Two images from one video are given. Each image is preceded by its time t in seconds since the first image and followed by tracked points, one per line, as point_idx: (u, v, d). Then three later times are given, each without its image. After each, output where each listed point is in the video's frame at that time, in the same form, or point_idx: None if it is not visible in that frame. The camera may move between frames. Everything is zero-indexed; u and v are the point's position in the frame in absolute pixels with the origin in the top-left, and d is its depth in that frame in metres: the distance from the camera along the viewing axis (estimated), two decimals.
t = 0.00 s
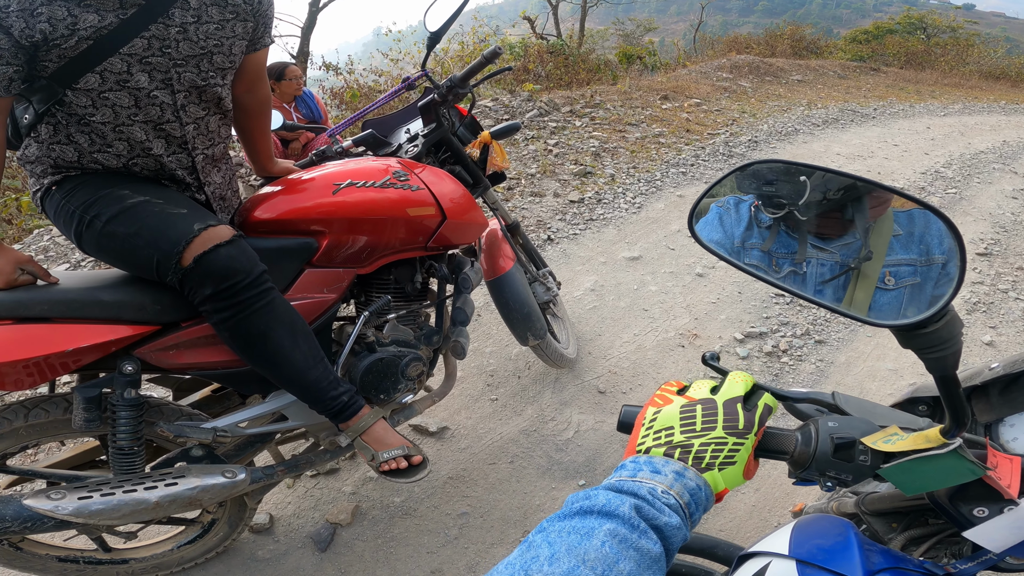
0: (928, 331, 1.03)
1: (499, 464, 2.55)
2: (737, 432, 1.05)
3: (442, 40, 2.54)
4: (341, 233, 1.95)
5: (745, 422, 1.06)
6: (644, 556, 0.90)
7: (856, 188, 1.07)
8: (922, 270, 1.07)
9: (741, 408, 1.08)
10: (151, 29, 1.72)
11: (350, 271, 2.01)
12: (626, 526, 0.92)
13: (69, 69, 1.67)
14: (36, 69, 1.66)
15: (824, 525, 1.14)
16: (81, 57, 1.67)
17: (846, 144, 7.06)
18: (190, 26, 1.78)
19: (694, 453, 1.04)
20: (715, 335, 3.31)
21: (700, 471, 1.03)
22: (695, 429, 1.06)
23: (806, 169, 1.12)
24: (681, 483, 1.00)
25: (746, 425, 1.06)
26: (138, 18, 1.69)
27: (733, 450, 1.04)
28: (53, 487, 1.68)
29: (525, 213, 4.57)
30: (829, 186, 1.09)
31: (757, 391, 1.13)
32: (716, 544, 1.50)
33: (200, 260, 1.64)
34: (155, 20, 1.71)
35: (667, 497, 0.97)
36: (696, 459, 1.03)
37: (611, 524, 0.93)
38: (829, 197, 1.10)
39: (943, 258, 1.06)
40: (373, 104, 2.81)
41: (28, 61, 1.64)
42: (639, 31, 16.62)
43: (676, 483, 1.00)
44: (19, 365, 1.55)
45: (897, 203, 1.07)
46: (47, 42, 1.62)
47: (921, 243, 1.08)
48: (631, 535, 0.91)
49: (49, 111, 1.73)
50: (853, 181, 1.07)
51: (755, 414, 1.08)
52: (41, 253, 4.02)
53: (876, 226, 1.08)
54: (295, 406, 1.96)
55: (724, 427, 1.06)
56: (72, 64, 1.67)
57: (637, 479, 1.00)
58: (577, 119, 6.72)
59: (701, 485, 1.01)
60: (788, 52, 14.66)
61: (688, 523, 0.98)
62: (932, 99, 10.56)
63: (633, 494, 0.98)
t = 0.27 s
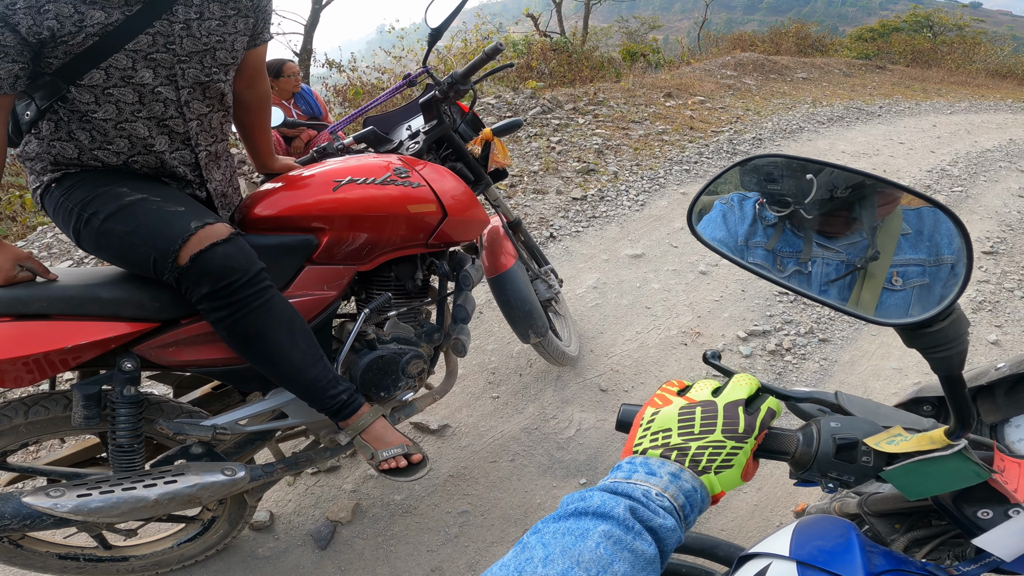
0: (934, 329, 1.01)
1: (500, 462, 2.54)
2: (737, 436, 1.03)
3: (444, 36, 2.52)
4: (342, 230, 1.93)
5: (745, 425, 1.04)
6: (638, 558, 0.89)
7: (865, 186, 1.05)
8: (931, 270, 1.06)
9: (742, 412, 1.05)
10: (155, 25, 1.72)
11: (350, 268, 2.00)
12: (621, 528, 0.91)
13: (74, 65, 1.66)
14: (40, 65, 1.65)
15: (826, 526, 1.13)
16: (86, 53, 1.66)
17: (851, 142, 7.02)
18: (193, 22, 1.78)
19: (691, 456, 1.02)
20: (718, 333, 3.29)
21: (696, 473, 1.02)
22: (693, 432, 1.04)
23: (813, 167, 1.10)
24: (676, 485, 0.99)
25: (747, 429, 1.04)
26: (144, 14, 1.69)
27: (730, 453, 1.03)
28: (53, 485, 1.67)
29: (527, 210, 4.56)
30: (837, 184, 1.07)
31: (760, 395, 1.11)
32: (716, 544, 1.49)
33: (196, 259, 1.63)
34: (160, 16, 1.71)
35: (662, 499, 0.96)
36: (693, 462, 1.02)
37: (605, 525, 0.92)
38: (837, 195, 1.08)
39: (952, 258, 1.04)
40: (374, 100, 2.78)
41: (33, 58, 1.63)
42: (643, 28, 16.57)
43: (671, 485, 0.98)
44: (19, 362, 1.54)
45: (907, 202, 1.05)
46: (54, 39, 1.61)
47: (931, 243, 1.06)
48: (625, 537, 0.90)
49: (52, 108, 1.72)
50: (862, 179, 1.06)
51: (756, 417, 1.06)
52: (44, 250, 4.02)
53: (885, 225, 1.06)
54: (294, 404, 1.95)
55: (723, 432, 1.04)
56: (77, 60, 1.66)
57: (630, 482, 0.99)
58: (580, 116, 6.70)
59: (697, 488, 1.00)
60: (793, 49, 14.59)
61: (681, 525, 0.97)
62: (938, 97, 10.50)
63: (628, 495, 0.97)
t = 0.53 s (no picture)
0: (943, 322, 1.00)
1: (502, 459, 2.53)
2: (742, 432, 1.02)
3: (446, 33, 2.51)
4: (344, 225, 1.92)
5: (750, 421, 1.03)
6: (641, 555, 0.87)
7: (871, 180, 1.03)
8: (938, 265, 1.03)
9: (747, 407, 1.04)
10: (161, 20, 1.70)
11: (352, 263, 1.99)
12: (623, 524, 0.90)
13: (79, 60, 1.64)
14: (45, 60, 1.63)
15: (832, 524, 1.11)
16: (92, 47, 1.64)
17: (855, 140, 6.99)
18: (198, 17, 1.76)
19: (695, 452, 1.01)
20: (722, 330, 3.27)
21: (700, 469, 1.00)
22: (697, 428, 1.03)
23: (819, 161, 1.08)
24: (679, 481, 0.98)
25: (752, 425, 1.03)
26: (149, 9, 1.66)
27: (735, 449, 1.01)
28: (54, 481, 1.66)
29: (530, 207, 4.54)
30: (844, 178, 1.05)
31: (765, 392, 1.10)
32: (720, 543, 1.48)
33: (196, 254, 1.62)
34: (165, 10, 1.69)
35: (665, 496, 0.95)
36: (697, 458, 1.00)
37: (607, 522, 0.91)
38: (842, 190, 1.05)
39: (959, 253, 1.02)
40: (377, 96, 2.76)
41: (38, 53, 1.60)
42: (647, 26, 16.52)
43: (675, 482, 0.97)
44: (20, 357, 1.53)
45: (912, 195, 1.03)
46: (61, 34, 1.58)
47: (938, 237, 1.04)
48: (628, 534, 0.89)
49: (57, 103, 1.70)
50: (869, 173, 1.03)
51: (762, 413, 1.05)
52: (47, 246, 4.02)
53: (890, 220, 1.04)
54: (296, 400, 1.94)
55: (727, 428, 1.02)
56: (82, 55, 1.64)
57: (634, 477, 0.98)
58: (583, 113, 6.67)
59: (701, 483, 0.99)
60: (797, 47, 14.53)
61: (685, 522, 0.95)
62: (943, 95, 10.44)
63: (631, 491, 0.95)
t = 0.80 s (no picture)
0: (964, 314, 0.95)
1: (504, 457, 2.51)
2: (752, 428, 1.00)
3: (450, 28, 2.49)
4: (347, 220, 1.91)
5: (761, 417, 1.01)
6: (648, 553, 0.86)
7: (882, 174, 1.01)
8: (951, 259, 0.99)
9: (758, 403, 1.02)
10: (167, 14, 1.69)
11: (355, 258, 1.97)
12: (629, 521, 0.88)
13: (86, 54, 1.63)
14: (51, 54, 1.62)
15: (841, 522, 1.09)
16: (99, 41, 1.63)
17: (860, 137, 6.95)
18: (204, 11, 1.76)
19: (704, 448, 0.99)
20: (726, 328, 3.24)
21: (709, 466, 0.98)
22: (707, 423, 1.01)
23: (827, 155, 1.05)
24: (687, 478, 0.96)
25: (763, 421, 1.01)
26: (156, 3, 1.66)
27: (745, 446, 1.00)
28: (55, 477, 1.65)
29: (533, 204, 4.52)
30: (853, 173, 1.03)
31: (778, 386, 1.08)
32: (725, 541, 1.46)
33: (198, 248, 1.61)
34: (172, 5, 1.69)
35: (672, 492, 0.93)
36: (705, 454, 0.99)
37: (613, 519, 0.89)
38: (852, 184, 1.03)
39: (972, 246, 0.98)
40: (379, 91, 2.72)
41: (45, 47, 1.59)
42: (651, 23, 16.47)
43: (682, 478, 0.95)
44: (21, 352, 1.51)
45: (922, 186, 1.00)
46: (69, 28, 1.57)
47: (950, 231, 1.00)
48: (634, 531, 0.87)
49: (63, 98, 1.69)
50: (879, 167, 1.01)
51: (775, 409, 1.03)
52: (50, 243, 4.02)
53: (901, 214, 1.02)
54: (298, 396, 1.93)
55: (738, 424, 1.01)
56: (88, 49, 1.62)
57: (640, 473, 0.96)
58: (586, 110, 6.65)
59: (709, 480, 0.97)
60: (801, 45, 14.47)
61: (692, 520, 0.94)
62: (948, 93, 10.37)
63: (637, 488, 0.93)
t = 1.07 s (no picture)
0: (968, 309, 0.94)
1: (505, 456, 2.51)
2: (752, 427, 1.00)
3: (451, 26, 2.48)
4: (348, 217, 1.90)
5: (762, 416, 1.00)
6: (645, 551, 0.85)
7: (886, 173, 0.99)
8: (955, 255, 0.98)
9: (759, 401, 1.02)
10: (179, 15, 1.70)
11: (356, 256, 1.97)
12: (627, 520, 0.87)
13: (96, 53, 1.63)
14: (59, 54, 1.62)
15: (843, 522, 1.08)
16: (110, 42, 1.64)
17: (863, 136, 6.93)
18: (214, 12, 1.78)
19: (703, 446, 0.98)
20: (728, 327, 3.23)
21: (708, 464, 0.98)
22: (706, 422, 1.00)
23: (831, 153, 1.04)
24: (686, 476, 0.95)
25: (763, 420, 1.00)
26: (168, 3, 1.67)
27: (745, 445, 0.99)
28: (55, 476, 1.64)
29: (535, 202, 4.51)
30: (856, 171, 1.01)
31: (782, 384, 1.07)
32: (726, 540, 1.45)
33: (197, 246, 1.60)
34: (183, 5, 1.70)
35: (671, 491, 0.93)
36: (704, 452, 0.98)
37: (610, 518, 0.88)
38: (854, 182, 1.02)
39: (976, 243, 0.97)
40: (382, 89, 2.71)
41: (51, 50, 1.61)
42: (653, 23, 16.46)
43: (681, 477, 0.95)
44: (21, 349, 1.51)
45: (925, 184, 1.00)
46: (83, 29, 1.59)
47: (955, 227, 1.00)
48: (631, 531, 0.86)
49: (68, 96, 1.67)
50: (884, 165, 0.99)
51: (776, 407, 1.02)
52: (53, 241, 4.02)
53: (904, 212, 1.01)
54: (299, 394, 1.92)
55: (738, 422, 1.00)
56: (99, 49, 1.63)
57: (639, 472, 0.95)
58: (588, 109, 6.64)
59: (708, 479, 0.96)
60: (804, 44, 14.43)
61: (691, 518, 0.93)
62: (952, 92, 10.34)
63: (635, 487, 0.93)
